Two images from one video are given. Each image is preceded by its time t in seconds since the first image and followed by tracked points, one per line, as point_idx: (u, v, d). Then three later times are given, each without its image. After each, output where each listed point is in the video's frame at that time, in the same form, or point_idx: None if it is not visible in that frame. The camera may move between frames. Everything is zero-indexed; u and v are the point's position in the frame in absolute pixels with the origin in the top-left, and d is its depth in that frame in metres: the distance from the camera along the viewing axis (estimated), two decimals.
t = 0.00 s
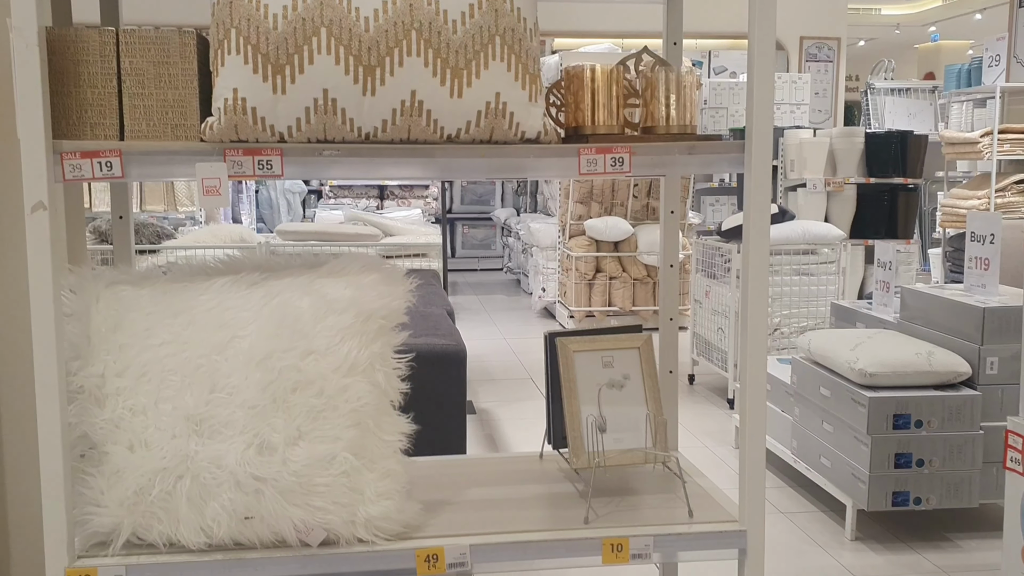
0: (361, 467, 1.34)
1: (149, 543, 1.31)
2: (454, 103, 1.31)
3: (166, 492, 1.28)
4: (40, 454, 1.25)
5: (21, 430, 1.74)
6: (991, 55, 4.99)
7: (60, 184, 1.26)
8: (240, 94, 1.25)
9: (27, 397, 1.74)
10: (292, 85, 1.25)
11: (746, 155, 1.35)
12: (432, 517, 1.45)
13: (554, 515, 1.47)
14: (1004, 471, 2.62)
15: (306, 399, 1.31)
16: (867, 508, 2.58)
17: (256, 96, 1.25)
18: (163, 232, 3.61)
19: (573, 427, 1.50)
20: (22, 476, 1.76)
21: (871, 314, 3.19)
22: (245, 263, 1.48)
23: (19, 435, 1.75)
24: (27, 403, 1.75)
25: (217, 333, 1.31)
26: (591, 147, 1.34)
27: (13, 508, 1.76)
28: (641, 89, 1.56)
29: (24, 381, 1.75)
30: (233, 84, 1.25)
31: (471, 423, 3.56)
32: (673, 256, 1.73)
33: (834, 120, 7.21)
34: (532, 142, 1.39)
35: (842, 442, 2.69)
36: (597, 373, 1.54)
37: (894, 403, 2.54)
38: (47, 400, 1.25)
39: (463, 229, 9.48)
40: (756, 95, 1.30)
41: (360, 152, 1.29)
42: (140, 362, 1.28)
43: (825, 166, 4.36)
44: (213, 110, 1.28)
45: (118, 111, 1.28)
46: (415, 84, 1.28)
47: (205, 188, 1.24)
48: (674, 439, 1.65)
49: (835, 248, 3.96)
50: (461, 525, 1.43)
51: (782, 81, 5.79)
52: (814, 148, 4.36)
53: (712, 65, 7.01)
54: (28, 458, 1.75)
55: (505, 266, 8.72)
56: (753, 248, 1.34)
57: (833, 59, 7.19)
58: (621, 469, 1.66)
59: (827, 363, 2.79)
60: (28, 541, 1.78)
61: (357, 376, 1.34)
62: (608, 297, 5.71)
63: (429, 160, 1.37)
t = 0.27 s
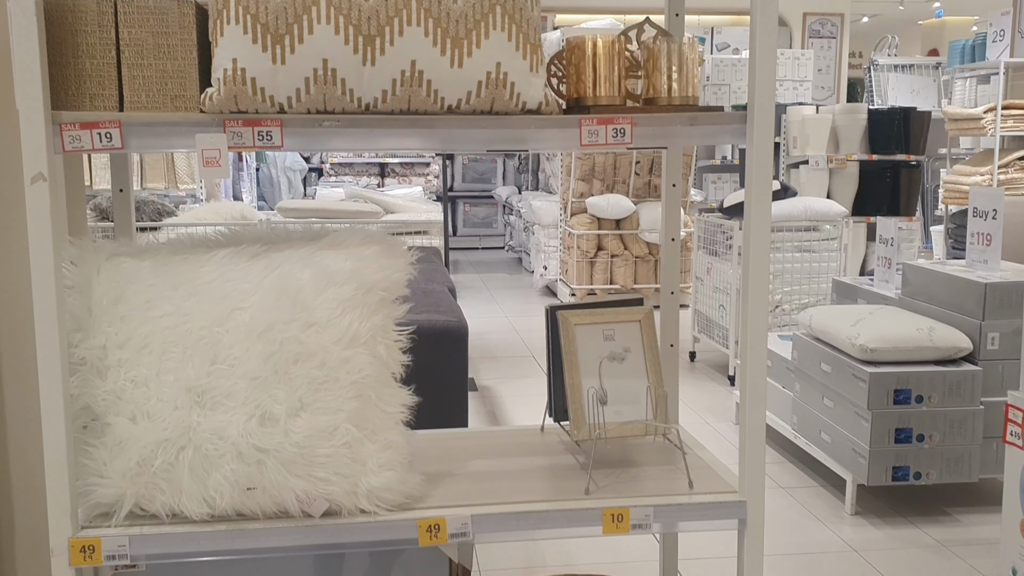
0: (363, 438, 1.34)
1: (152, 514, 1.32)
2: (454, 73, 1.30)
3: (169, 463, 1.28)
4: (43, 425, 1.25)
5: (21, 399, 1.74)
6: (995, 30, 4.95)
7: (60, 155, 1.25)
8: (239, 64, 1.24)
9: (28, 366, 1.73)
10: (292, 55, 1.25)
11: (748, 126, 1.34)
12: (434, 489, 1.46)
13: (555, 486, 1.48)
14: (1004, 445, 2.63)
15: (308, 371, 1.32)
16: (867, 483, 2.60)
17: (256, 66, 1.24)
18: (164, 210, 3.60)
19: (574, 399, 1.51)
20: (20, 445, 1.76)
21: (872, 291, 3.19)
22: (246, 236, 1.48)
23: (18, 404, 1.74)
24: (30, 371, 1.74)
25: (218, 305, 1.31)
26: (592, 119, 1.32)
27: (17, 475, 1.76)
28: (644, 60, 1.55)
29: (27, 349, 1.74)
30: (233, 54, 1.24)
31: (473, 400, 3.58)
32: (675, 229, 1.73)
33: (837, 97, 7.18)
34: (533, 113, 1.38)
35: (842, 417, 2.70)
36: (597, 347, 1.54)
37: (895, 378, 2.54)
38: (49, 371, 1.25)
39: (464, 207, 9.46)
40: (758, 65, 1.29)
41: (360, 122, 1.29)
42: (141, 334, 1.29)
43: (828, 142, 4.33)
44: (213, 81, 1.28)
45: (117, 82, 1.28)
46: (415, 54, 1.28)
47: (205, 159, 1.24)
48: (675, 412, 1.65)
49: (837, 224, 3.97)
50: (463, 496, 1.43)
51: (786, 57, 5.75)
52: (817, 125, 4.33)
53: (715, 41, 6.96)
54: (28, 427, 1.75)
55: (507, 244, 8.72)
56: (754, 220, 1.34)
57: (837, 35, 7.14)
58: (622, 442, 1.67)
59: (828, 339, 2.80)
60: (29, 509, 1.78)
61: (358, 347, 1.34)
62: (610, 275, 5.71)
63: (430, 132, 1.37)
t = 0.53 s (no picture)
0: (364, 402, 1.35)
1: (155, 478, 1.33)
2: (454, 36, 1.29)
3: (172, 427, 1.29)
4: (46, 389, 1.26)
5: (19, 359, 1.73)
6: None
7: (59, 119, 1.25)
8: (239, 27, 1.24)
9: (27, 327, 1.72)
10: (291, 17, 1.24)
11: (750, 89, 1.33)
12: (436, 453, 1.47)
13: (555, 451, 1.49)
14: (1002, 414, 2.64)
15: (309, 336, 1.32)
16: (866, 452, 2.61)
17: (255, 28, 1.24)
18: (162, 181, 3.59)
19: (575, 365, 1.51)
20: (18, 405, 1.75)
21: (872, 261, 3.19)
22: (246, 202, 1.48)
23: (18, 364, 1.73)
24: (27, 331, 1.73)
25: (219, 270, 1.31)
26: (594, 81, 1.31)
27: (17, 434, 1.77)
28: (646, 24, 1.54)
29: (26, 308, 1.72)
30: (232, 17, 1.24)
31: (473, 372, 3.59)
32: (677, 195, 1.72)
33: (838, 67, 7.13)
34: (534, 76, 1.37)
35: (842, 387, 2.71)
36: (598, 312, 1.54)
37: (895, 347, 2.54)
38: (51, 335, 1.25)
39: (464, 179, 9.44)
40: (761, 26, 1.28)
41: (360, 86, 1.28)
42: (142, 298, 1.28)
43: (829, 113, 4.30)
44: (212, 44, 1.27)
45: (115, 45, 1.27)
46: (415, 16, 1.27)
47: (205, 123, 1.24)
48: (675, 378, 1.66)
49: (838, 195, 3.97)
50: (465, 460, 1.44)
51: (787, 28, 5.71)
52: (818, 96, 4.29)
53: (716, 11, 6.90)
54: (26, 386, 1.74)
55: (506, 217, 8.71)
56: (756, 184, 1.33)
57: (839, 5, 7.08)
58: (623, 408, 1.67)
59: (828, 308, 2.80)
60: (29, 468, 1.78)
61: (359, 313, 1.35)
62: (610, 247, 5.71)
63: (430, 95, 1.36)
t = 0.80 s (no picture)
0: (364, 360, 1.35)
1: (156, 436, 1.33)
2: None
3: (172, 384, 1.29)
4: (46, 347, 1.26)
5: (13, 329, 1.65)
6: None
7: (55, 76, 1.24)
8: None
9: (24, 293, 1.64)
10: None
11: (751, 50, 1.32)
12: (435, 412, 1.47)
13: (554, 410, 1.49)
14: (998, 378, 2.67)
15: (308, 294, 1.32)
16: (862, 416, 2.63)
17: None
18: (159, 147, 3.57)
19: (573, 325, 1.50)
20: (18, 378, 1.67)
21: (871, 226, 3.20)
22: (244, 160, 1.47)
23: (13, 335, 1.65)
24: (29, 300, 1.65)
25: (218, 228, 1.31)
26: (593, 37, 1.30)
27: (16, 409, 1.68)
28: None
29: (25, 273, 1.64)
30: None
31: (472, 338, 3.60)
32: (676, 156, 1.71)
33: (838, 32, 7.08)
34: (533, 33, 1.35)
35: (839, 351, 2.72)
36: (597, 274, 1.53)
37: (892, 312, 2.55)
38: (50, 294, 1.25)
39: (461, 146, 9.40)
40: None
41: (358, 42, 1.27)
42: (141, 256, 1.28)
43: (828, 79, 4.28)
44: None
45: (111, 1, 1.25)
46: None
47: (202, 80, 1.23)
48: (674, 340, 1.66)
49: (837, 161, 3.97)
50: (463, 419, 1.45)
51: None
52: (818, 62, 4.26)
53: None
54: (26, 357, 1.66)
55: (504, 185, 8.69)
56: (756, 146, 1.32)
57: None
58: (621, 369, 1.68)
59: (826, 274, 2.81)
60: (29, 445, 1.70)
61: (358, 272, 1.35)
62: (608, 215, 5.71)
63: (429, 52, 1.35)
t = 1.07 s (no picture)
0: (364, 310, 1.35)
1: (157, 384, 1.34)
2: None
3: (173, 333, 1.30)
4: (46, 295, 1.26)
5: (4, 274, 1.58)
6: None
7: (49, 22, 1.22)
8: None
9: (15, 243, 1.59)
10: None
11: None
12: (435, 363, 1.48)
13: (553, 361, 1.50)
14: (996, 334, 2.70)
15: (308, 244, 1.31)
16: (859, 372, 2.64)
17: None
18: (155, 104, 3.53)
19: (573, 278, 1.50)
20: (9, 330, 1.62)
21: (871, 183, 3.20)
22: (241, 109, 1.45)
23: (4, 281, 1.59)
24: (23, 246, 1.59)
25: (216, 176, 1.30)
26: None
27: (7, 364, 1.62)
28: None
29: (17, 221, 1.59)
30: None
31: (471, 296, 3.60)
32: (677, 108, 1.69)
33: None
34: None
35: (838, 309, 2.73)
36: (597, 225, 1.52)
37: (891, 269, 2.56)
38: (49, 243, 1.24)
39: (459, 105, 9.33)
40: None
41: None
42: (140, 205, 1.28)
43: (830, 35, 4.23)
44: None
45: None
46: None
47: (199, 26, 1.21)
48: (673, 293, 1.66)
49: (838, 119, 3.95)
50: (463, 370, 1.45)
51: None
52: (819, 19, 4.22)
53: None
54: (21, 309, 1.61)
55: (503, 144, 8.64)
56: (758, 98, 1.31)
57: None
58: (620, 321, 1.68)
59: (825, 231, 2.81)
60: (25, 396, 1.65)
61: (357, 221, 1.34)
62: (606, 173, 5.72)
63: None
